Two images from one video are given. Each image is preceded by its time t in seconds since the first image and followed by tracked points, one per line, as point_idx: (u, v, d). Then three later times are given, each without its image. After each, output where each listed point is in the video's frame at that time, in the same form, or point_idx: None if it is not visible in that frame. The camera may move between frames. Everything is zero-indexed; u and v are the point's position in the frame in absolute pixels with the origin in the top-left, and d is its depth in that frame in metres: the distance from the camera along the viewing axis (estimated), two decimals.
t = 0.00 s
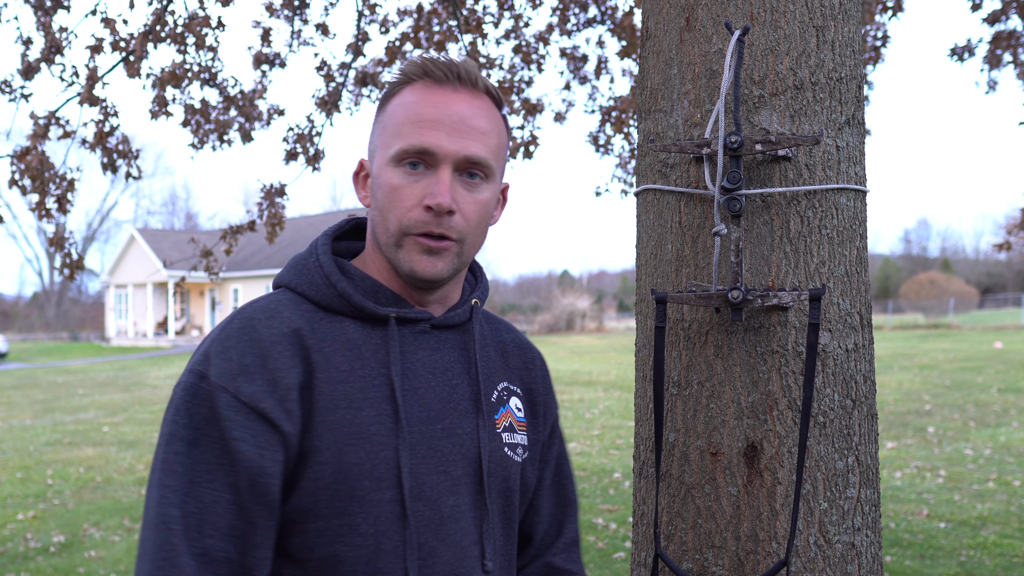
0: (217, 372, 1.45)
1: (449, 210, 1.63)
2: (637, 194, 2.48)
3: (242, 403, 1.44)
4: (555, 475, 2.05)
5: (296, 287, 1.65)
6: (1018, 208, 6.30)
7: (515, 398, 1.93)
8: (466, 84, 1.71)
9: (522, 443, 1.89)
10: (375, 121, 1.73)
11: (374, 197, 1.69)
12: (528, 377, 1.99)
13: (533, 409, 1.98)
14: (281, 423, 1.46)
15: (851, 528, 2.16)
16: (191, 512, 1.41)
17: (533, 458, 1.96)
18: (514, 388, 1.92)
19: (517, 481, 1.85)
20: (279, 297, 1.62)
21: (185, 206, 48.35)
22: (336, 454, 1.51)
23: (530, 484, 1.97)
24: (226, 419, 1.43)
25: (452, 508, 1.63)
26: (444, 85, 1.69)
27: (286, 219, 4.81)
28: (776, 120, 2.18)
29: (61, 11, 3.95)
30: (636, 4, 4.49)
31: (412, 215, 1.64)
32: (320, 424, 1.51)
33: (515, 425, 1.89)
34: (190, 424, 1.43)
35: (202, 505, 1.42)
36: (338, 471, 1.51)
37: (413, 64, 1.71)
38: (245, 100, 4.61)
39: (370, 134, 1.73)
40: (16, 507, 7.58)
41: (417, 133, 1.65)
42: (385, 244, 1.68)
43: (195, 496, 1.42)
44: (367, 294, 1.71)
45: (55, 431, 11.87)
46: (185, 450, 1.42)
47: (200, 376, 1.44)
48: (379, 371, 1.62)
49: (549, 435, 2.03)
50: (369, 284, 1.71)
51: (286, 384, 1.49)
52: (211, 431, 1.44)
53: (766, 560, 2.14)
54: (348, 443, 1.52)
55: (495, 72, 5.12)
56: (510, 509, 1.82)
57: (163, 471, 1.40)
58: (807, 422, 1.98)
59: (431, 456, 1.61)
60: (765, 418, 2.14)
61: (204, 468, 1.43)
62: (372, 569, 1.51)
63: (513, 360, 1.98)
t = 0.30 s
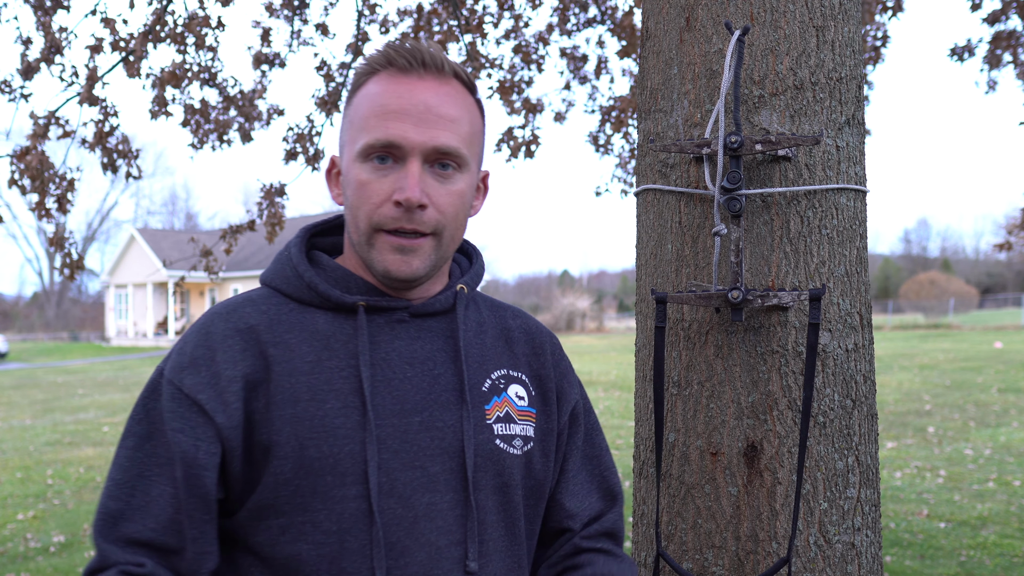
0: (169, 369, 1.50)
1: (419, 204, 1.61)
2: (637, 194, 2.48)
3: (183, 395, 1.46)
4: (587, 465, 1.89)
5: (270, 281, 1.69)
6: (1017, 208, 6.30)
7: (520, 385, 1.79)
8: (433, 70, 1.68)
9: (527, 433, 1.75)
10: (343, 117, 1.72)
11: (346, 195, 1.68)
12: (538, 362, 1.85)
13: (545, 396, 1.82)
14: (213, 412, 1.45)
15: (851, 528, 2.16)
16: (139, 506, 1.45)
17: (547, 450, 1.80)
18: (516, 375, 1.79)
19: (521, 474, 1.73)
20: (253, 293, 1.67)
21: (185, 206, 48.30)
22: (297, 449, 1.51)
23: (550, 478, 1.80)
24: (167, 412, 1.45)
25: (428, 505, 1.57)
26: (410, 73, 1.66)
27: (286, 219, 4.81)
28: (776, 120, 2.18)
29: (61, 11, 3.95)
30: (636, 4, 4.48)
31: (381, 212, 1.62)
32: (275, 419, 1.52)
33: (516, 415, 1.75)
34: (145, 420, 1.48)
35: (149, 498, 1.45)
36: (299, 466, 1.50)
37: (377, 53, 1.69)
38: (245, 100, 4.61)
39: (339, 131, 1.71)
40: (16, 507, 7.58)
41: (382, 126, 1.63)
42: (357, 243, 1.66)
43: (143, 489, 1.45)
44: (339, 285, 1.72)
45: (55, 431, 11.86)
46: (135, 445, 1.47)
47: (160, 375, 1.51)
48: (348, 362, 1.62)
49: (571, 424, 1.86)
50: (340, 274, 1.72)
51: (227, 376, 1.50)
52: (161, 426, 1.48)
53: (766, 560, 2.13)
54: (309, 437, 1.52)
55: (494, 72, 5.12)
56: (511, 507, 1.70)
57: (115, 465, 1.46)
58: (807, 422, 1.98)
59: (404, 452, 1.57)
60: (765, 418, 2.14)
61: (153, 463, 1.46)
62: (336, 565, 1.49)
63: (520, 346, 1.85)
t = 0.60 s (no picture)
0: (132, 380, 1.48)
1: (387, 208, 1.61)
2: (637, 194, 2.48)
3: (148, 404, 1.44)
4: (582, 461, 1.84)
5: (237, 289, 1.70)
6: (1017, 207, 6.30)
7: (504, 386, 1.78)
8: (399, 67, 1.67)
9: (511, 435, 1.74)
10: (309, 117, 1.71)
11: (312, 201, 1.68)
12: (523, 359, 1.84)
13: (530, 394, 1.81)
14: (182, 425, 1.45)
15: (851, 528, 2.16)
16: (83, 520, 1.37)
17: (533, 450, 1.78)
18: (497, 375, 1.79)
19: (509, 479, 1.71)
20: (220, 301, 1.67)
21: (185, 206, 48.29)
22: (268, 463, 1.50)
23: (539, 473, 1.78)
24: (129, 422, 1.42)
25: (407, 516, 1.57)
26: (376, 71, 1.66)
27: (286, 219, 4.81)
28: (776, 120, 2.18)
29: (62, 11, 3.95)
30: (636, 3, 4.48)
31: (349, 216, 1.62)
32: (244, 431, 1.51)
33: (499, 417, 1.75)
34: (105, 435, 1.45)
35: (95, 514, 1.38)
36: (269, 481, 1.50)
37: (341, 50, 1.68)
38: (245, 100, 4.61)
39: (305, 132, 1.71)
40: (16, 507, 7.58)
41: (347, 126, 1.63)
42: (326, 248, 1.66)
43: (89, 505, 1.38)
44: (308, 290, 1.72)
45: (55, 431, 11.87)
46: (95, 461, 1.43)
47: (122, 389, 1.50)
48: (318, 369, 1.62)
49: (560, 418, 1.84)
50: (308, 279, 1.73)
51: (196, 388, 1.50)
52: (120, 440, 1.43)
53: (766, 560, 2.13)
54: (280, 450, 1.52)
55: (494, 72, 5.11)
56: (498, 512, 1.69)
57: (71, 483, 1.42)
58: (807, 422, 1.98)
59: (381, 462, 1.57)
60: (765, 418, 2.14)
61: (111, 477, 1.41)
62: None
63: (503, 344, 1.85)
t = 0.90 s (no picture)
0: (117, 412, 1.41)
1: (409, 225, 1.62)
2: (637, 194, 2.48)
3: (144, 437, 1.38)
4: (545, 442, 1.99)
5: (211, 302, 1.65)
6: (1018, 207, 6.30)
7: (479, 384, 1.88)
8: (407, 79, 1.69)
9: (493, 432, 1.84)
10: (303, 124, 1.65)
11: (310, 212, 1.65)
12: (490, 357, 1.97)
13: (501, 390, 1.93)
14: (188, 458, 1.40)
15: (851, 528, 2.16)
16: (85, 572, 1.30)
17: (510, 444, 1.88)
18: (472, 375, 1.89)
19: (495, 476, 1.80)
20: (195, 315, 1.62)
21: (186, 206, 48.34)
22: (283, 485, 1.49)
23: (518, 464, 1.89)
24: (127, 458, 1.36)
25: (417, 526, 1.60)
26: (386, 82, 1.66)
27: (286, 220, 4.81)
28: (776, 120, 2.18)
29: (62, 11, 3.95)
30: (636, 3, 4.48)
31: (366, 235, 1.62)
32: (254, 456, 1.49)
33: (480, 416, 1.83)
34: (87, 475, 1.37)
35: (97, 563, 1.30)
36: (286, 504, 1.48)
37: (344, 57, 1.65)
38: (245, 100, 4.61)
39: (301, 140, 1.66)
40: (16, 507, 7.58)
41: (363, 140, 1.61)
42: (335, 264, 1.65)
43: (86, 554, 1.31)
44: (289, 299, 1.72)
45: (55, 431, 11.87)
46: (78, 504, 1.35)
47: (102, 420, 1.41)
48: (318, 382, 1.63)
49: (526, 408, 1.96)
50: (289, 288, 1.72)
51: (195, 415, 1.45)
52: (109, 479, 1.36)
53: (766, 560, 2.13)
54: (293, 471, 1.51)
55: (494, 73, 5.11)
56: (488, 509, 1.77)
57: (56, 530, 1.34)
58: (807, 422, 1.98)
59: (387, 470, 1.61)
60: (765, 418, 2.14)
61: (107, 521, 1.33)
62: None
63: (468, 344, 1.96)
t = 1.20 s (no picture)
0: (170, 421, 1.33)
1: (412, 225, 1.64)
2: (637, 194, 2.48)
3: (209, 449, 1.35)
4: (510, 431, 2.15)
5: (231, 306, 1.58)
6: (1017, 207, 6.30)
7: (466, 379, 2.03)
8: (411, 80, 1.70)
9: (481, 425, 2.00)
10: (307, 123, 1.65)
11: (312, 211, 1.64)
12: (469, 352, 2.11)
13: (479, 385, 2.08)
14: (260, 469, 1.40)
15: (851, 528, 2.16)
16: None
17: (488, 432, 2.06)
18: (462, 370, 2.02)
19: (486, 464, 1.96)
20: (216, 320, 1.54)
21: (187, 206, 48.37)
22: (334, 490, 1.51)
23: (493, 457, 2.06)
24: (198, 471, 1.32)
25: (440, 517, 1.72)
26: (389, 82, 1.66)
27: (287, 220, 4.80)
28: (776, 120, 2.18)
29: (62, 11, 3.95)
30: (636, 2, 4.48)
31: (370, 234, 1.62)
32: (309, 461, 1.49)
33: (473, 409, 1.98)
34: (147, 488, 1.29)
35: None
36: (338, 507, 1.51)
37: (348, 57, 1.65)
38: (245, 100, 4.61)
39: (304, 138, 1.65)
40: (16, 507, 7.59)
41: (367, 140, 1.62)
42: (336, 264, 1.65)
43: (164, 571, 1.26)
44: (312, 302, 1.70)
45: (55, 431, 11.87)
46: (140, 520, 1.27)
47: (150, 430, 1.31)
48: (352, 385, 1.64)
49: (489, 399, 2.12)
50: (310, 292, 1.70)
51: (256, 424, 1.43)
52: (176, 492, 1.31)
53: (766, 560, 2.14)
54: (342, 475, 1.53)
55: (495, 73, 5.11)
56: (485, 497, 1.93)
57: (114, 550, 1.25)
58: (807, 422, 1.98)
59: (416, 467, 1.69)
60: (765, 418, 2.14)
61: (171, 538, 1.29)
62: None
63: (451, 339, 2.08)
